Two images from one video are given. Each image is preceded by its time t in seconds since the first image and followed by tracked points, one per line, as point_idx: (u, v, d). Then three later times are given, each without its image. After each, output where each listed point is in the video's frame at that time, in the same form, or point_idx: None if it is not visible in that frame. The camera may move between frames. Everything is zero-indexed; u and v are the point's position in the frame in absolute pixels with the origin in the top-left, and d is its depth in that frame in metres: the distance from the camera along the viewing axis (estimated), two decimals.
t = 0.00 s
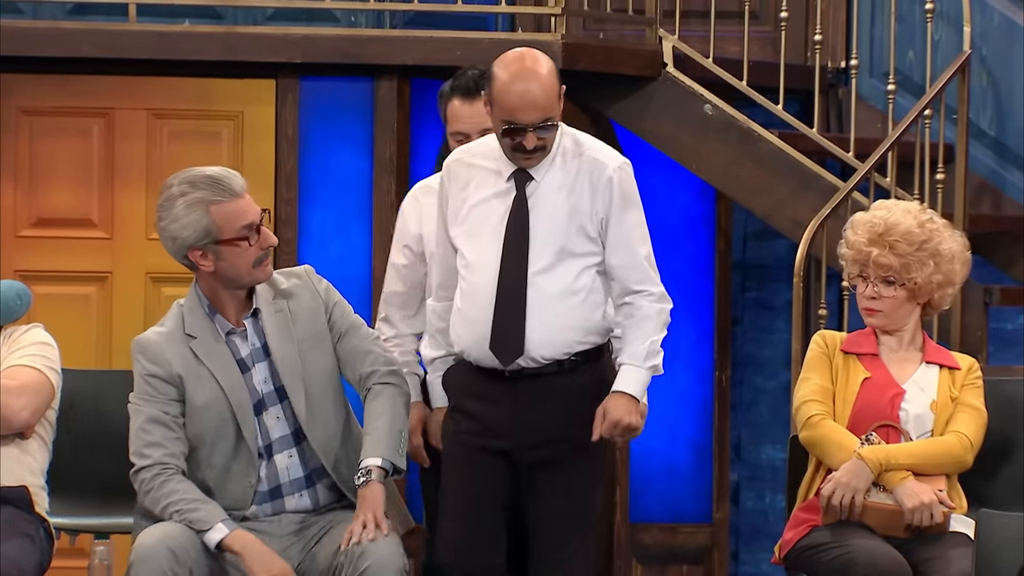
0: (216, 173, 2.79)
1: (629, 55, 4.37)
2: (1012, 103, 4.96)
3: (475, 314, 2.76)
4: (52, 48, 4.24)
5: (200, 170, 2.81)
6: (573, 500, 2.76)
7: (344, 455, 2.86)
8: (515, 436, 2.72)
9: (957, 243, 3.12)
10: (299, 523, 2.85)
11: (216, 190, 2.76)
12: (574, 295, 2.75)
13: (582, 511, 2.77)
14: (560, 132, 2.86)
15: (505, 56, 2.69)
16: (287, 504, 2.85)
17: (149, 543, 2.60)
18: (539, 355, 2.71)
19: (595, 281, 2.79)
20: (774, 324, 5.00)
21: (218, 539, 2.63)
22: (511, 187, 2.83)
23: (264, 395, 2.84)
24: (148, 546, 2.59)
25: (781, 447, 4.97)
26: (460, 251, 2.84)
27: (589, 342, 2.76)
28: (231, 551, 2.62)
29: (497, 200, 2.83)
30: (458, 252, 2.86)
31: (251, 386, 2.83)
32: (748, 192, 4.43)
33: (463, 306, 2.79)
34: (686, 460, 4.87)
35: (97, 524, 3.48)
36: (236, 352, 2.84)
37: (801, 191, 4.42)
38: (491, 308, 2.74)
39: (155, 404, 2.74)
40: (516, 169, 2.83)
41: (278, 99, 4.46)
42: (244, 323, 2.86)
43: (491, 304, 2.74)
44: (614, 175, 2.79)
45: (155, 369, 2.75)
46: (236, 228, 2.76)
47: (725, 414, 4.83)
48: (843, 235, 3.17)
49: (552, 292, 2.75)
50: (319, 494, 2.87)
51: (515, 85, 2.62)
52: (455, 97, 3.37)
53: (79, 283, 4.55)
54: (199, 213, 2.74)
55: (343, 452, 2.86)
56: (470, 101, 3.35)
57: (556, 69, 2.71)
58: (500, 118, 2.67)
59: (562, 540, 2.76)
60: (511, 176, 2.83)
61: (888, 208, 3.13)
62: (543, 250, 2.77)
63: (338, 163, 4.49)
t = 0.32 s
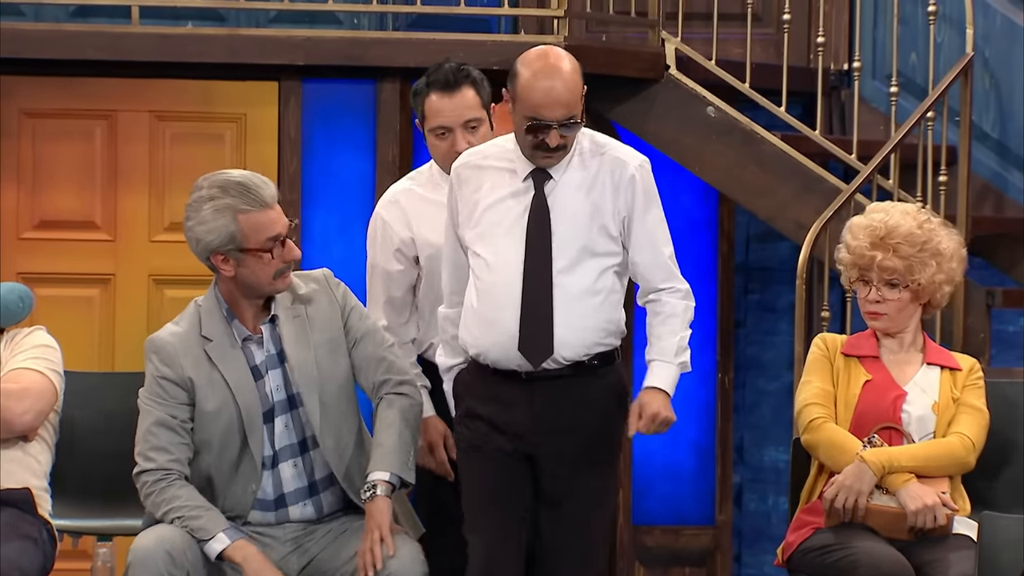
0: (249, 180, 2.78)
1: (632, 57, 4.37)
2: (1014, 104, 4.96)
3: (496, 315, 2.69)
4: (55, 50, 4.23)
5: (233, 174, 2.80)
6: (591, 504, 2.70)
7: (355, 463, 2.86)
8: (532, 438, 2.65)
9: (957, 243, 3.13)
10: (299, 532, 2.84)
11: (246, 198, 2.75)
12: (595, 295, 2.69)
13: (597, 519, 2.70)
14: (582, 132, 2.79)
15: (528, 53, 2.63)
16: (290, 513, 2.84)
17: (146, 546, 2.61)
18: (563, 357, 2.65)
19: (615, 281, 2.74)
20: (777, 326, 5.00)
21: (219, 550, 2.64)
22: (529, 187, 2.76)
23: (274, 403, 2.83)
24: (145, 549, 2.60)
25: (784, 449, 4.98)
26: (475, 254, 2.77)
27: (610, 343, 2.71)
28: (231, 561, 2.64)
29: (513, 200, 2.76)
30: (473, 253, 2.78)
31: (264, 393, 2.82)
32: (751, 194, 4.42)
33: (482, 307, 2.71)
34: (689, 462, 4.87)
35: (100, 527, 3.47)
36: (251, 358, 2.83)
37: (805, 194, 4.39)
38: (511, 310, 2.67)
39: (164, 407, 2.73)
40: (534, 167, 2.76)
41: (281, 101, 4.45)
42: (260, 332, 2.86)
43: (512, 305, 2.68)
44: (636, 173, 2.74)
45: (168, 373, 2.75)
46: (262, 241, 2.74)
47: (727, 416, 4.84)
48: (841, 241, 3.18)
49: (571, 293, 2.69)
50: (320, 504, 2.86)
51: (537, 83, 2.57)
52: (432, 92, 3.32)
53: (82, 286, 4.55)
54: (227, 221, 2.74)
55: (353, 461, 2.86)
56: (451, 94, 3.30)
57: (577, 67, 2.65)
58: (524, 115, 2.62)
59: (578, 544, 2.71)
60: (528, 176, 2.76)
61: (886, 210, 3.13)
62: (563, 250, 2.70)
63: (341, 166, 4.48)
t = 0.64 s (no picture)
0: (258, 199, 2.75)
1: (636, 58, 4.38)
2: (1018, 107, 4.96)
3: (513, 362, 2.43)
4: (59, 52, 4.24)
5: (245, 187, 2.77)
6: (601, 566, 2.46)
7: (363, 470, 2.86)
8: (547, 487, 2.43)
9: (949, 241, 3.12)
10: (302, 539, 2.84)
11: (249, 219, 2.72)
12: (609, 341, 2.49)
13: None
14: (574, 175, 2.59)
15: (538, 88, 2.44)
16: (294, 519, 2.84)
17: (149, 548, 2.62)
18: (584, 401, 2.44)
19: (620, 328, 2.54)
20: (780, 328, 5.00)
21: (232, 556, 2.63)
22: (535, 231, 2.50)
23: (279, 411, 2.82)
24: (149, 550, 2.61)
25: (788, 450, 4.97)
26: (479, 300, 2.48)
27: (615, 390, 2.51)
28: (246, 566, 2.63)
29: (521, 245, 2.50)
30: (475, 303, 2.49)
31: (270, 402, 2.81)
32: (755, 196, 4.42)
33: (494, 353, 2.44)
34: (693, 464, 4.87)
35: (104, 528, 3.47)
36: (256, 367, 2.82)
37: (808, 195, 4.39)
38: (529, 356, 2.43)
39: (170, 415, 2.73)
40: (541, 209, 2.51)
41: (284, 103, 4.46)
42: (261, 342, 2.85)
43: (531, 352, 2.43)
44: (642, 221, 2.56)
45: (175, 382, 2.74)
46: (255, 265, 2.71)
47: (731, 418, 4.84)
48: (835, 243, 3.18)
49: (587, 340, 2.46)
50: (325, 512, 2.86)
51: (542, 122, 2.40)
52: (467, 96, 3.36)
53: (85, 287, 4.56)
54: (225, 237, 2.71)
55: (362, 467, 2.85)
56: (486, 98, 3.34)
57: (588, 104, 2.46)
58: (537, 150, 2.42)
59: None
60: (534, 219, 2.51)
61: (877, 211, 3.13)
62: (579, 292, 2.48)
63: (345, 167, 4.49)
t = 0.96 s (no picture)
0: (250, 212, 2.68)
1: (642, 60, 4.38)
2: None
3: (527, 384, 2.37)
4: (65, 53, 4.24)
5: (239, 198, 2.70)
6: None
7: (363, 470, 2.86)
8: (556, 504, 2.37)
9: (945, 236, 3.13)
10: (304, 541, 2.84)
11: (236, 232, 2.66)
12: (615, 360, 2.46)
13: None
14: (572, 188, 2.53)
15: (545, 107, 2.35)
16: (295, 522, 2.85)
17: (150, 548, 2.60)
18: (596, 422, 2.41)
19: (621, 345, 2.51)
20: (785, 329, 5.00)
21: (236, 554, 2.63)
22: (541, 250, 2.44)
23: (277, 415, 2.83)
24: (149, 550, 2.59)
25: (793, 452, 4.97)
26: (491, 317, 2.40)
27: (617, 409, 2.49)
28: (250, 564, 2.63)
29: (529, 262, 2.43)
30: (483, 321, 2.41)
31: (267, 405, 2.82)
32: (761, 197, 4.41)
33: (507, 375, 2.37)
34: (698, 465, 4.88)
35: (109, 529, 3.46)
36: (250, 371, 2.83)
37: (813, 197, 4.38)
38: (543, 376, 2.37)
39: (168, 420, 2.73)
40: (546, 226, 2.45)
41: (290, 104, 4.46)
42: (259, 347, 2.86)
43: (547, 374, 2.37)
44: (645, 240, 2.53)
45: (171, 386, 2.74)
46: (238, 278, 2.67)
47: (736, 419, 4.84)
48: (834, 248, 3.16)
49: (598, 360, 2.42)
50: (326, 513, 2.86)
51: (540, 140, 2.31)
52: (508, 88, 3.14)
53: (92, 288, 4.56)
54: (209, 246, 2.66)
55: (361, 467, 2.85)
56: (526, 90, 3.12)
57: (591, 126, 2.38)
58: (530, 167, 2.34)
59: None
60: (539, 238, 2.44)
61: (883, 215, 3.10)
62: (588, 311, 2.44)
63: (350, 169, 4.49)
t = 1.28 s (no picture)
0: (237, 218, 2.67)
1: (642, 59, 4.39)
2: None
3: (525, 376, 2.37)
4: (64, 52, 4.24)
5: (231, 201, 2.70)
6: None
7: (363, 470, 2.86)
8: (570, 504, 2.35)
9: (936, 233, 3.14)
10: (306, 540, 2.84)
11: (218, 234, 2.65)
12: (626, 354, 2.41)
13: None
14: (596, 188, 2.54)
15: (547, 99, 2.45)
16: (296, 521, 2.85)
17: (153, 547, 2.60)
18: (594, 416, 2.36)
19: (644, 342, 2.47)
20: (785, 328, 5.00)
21: (237, 552, 2.63)
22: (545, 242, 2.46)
23: (277, 414, 2.82)
24: (152, 549, 2.59)
25: (793, 451, 4.97)
26: (497, 309, 2.43)
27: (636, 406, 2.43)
28: (252, 562, 2.63)
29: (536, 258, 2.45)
30: (490, 316, 2.43)
31: (266, 405, 2.81)
32: (761, 196, 4.41)
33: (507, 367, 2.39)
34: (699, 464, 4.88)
35: (110, 528, 3.46)
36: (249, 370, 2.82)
37: (813, 196, 4.38)
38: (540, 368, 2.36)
39: (168, 418, 2.73)
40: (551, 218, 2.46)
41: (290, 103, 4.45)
42: (258, 346, 2.85)
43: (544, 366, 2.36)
44: (664, 236, 2.49)
45: (171, 385, 2.74)
46: (214, 280, 2.66)
47: (737, 419, 4.84)
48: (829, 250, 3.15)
49: (602, 352, 2.39)
50: (327, 513, 2.86)
51: (527, 122, 2.41)
52: (496, 87, 3.07)
53: (92, 287, 4.56)
54: (192, 242, 2.68)
55: (361, 466, 2.85)
56: (514, 90, 3.05)
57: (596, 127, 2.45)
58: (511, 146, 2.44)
59: None
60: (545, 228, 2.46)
61: (880, 214, 3.10)
62: (591, 304, 2.41)
63: (350, 168, 4.49)
